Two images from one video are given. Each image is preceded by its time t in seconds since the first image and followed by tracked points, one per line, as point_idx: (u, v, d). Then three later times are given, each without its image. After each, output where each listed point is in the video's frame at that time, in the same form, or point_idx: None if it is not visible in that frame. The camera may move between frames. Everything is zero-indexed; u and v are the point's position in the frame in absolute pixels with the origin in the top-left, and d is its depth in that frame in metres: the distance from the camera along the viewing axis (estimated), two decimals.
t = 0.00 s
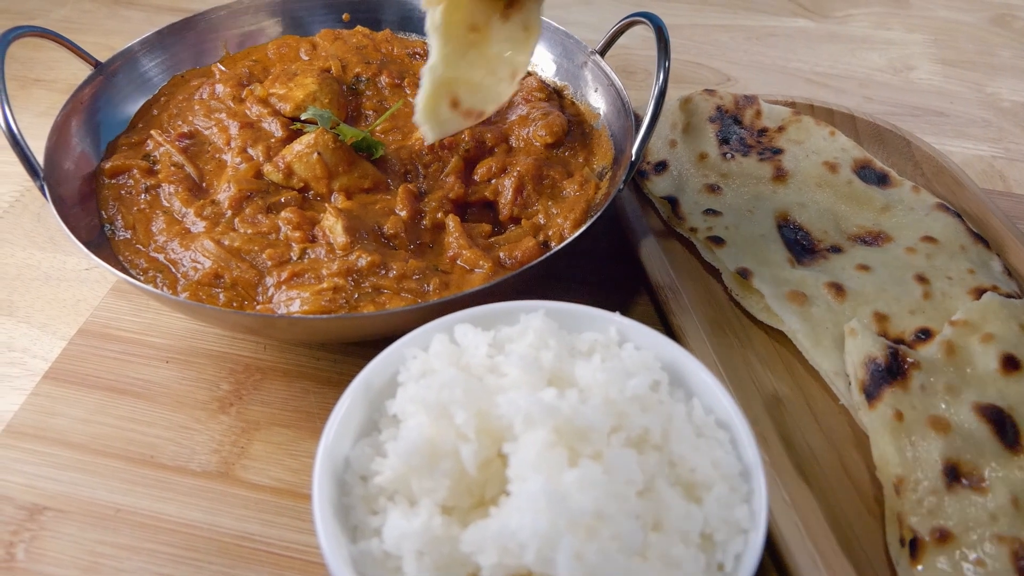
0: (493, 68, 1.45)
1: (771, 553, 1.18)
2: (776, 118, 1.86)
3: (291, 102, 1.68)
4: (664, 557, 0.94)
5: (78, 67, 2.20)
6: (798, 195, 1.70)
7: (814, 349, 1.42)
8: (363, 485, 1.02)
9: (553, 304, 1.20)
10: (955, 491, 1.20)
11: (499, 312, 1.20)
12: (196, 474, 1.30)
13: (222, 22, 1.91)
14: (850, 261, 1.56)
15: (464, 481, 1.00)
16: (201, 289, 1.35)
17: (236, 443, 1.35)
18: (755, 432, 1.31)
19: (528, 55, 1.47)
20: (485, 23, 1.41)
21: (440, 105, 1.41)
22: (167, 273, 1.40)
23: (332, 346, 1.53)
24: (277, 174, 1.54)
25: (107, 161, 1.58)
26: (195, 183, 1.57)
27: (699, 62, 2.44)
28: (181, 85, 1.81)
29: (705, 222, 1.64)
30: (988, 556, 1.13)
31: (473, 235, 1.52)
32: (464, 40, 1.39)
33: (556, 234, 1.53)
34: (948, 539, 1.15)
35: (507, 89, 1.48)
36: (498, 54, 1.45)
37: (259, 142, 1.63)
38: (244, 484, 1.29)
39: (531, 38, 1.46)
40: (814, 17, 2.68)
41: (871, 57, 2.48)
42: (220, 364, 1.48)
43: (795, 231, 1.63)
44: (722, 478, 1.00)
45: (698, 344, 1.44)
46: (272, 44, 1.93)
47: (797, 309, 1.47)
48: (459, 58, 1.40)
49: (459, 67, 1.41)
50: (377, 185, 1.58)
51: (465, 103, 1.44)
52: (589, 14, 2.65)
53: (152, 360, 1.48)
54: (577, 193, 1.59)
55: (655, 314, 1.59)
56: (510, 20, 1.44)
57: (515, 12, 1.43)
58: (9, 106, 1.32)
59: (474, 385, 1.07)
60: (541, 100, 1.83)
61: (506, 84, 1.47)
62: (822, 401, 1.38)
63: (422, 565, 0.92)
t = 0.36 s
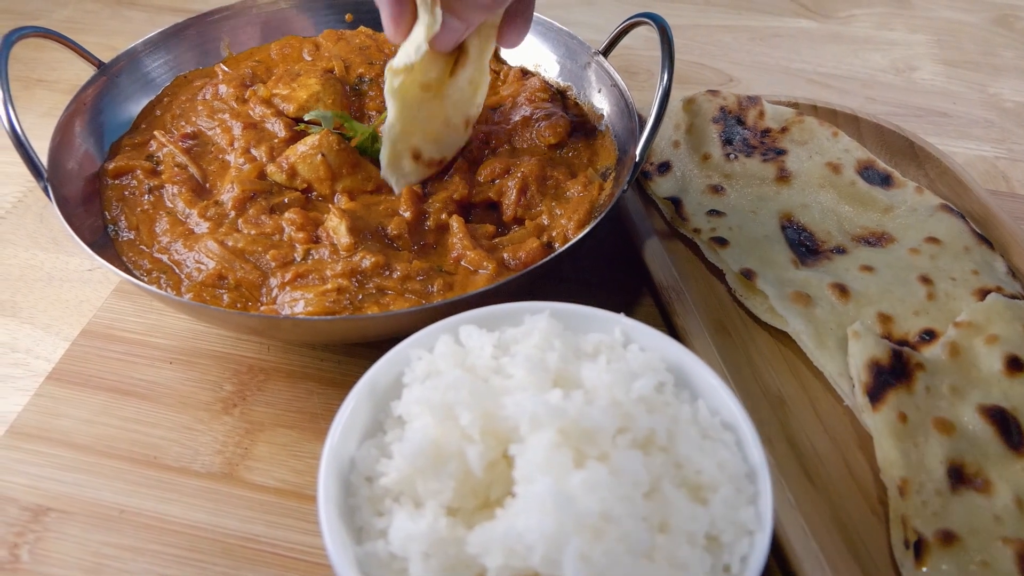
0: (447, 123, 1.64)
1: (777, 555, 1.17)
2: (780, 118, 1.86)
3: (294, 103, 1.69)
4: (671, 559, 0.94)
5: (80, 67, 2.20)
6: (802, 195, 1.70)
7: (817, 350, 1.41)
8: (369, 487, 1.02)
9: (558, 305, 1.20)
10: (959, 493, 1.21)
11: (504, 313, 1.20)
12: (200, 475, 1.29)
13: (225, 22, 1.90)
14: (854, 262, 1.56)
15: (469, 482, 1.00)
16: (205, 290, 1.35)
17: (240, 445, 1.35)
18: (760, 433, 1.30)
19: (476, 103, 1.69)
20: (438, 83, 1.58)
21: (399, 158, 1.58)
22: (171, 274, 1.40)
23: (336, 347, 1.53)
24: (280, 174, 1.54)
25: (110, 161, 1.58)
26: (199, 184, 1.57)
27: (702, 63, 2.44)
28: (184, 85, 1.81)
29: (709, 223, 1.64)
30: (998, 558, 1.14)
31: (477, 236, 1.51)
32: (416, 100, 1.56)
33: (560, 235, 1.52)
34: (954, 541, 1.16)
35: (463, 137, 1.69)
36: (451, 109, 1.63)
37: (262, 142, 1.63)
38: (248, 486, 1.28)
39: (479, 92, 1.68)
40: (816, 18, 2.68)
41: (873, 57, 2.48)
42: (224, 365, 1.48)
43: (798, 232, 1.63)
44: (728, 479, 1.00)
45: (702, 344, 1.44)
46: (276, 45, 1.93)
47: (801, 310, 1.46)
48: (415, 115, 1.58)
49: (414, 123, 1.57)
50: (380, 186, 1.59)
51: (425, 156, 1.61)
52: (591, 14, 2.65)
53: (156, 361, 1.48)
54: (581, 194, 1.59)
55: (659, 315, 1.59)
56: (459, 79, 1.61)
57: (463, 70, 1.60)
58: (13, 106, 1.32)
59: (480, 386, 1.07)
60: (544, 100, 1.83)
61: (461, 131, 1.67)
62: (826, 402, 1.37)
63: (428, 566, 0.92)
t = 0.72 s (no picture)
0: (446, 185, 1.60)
1: (782, 557, 1.17)
2: (783, 118, 1.86)
3: (297, 104, 1.70)
4: (676, 560, 0.93)
5: (82, 67, 2.20)
6: (805, 195, 1.70)
7: (821, 351, 1.41)
8: (374, 488, 1.02)
9: (562, 306, 1.20)
10: (962, 494, 1.21)
11: (509, 314, 1.20)
12: (204, 476, 1.29)
13: (228, 21, 1.90)
14: (858, 263, 1.56)
15: (474, 483, 1.00)
16: (207, 292, 1.35)
17: (244, 445, 1.35)
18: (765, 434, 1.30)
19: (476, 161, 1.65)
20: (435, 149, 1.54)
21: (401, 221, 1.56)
22: (173, 275, 1.40)
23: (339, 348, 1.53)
24: (283, 175, 1.55)
25: (113, 161, 1.58)
26: (202, 184, 1.57)
27: (704, 63, 2.44)
28: (186, 85, 1.82)
29: (712, 223, 1.64)
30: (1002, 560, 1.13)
31: (483, 237, 1.51)
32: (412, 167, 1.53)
33: (564, 238, 1.53)
34: (958, 542, 1.16)
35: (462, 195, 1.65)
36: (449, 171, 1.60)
37: (265, 143, 1.64)
38: (252, 486, 1.28)
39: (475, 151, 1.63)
40: (818, 18, 2.68)
41: (875, 58, 2.48)
42: (227, 366, 1.48)
43: (802, 232, 1.63)
44: (734, 481, 1.00)
45: (706, 345, 1.44)
46: (279, 44, 1.93)
47: (805, 311, 1.46)
48: (415, 181, 1.56)
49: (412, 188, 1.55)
50: (383, 189, 1.58)
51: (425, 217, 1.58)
52: (593, 14, 2.65)
53: (159, 362, 1.48)
54: (586, 196, 1.60)
55: (662, 315, 1.59)
56: (455, 143, 1.57)
57: (456, 134, 1.56)
58: (16, 107, 1.31)
59: (485, 388, 1.07)
60: (548, 102, 1.84)
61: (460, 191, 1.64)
62: (831, 403, 1.37)
63: (433, 567, 0.92)
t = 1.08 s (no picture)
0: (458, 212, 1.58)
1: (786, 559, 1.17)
2: (786, 119, 1.86)
3: (305, 103, 1.70)
4: (683, 561, 0.93)
5: (85, 67, 2.20)
6: (809, 196, 1.70)
7: (826, 352, 1.41)
8: (379, 490, 1.02)
9: (568, 307, 1.20)
10: (968, 496, 1.21)
11: (514, 315, 1.20)
12: (208, 477, 1.29)
13: (242, 18, 1.91)
14: (862, 264, 1.56)
15: (480, 485, 0.99)
16: (199, 286, 1.36)
17: (248, 446, 1.35)
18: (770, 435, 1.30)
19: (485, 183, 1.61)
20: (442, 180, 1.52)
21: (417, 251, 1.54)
22: (168, 269, 1.40)
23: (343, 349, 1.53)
24: (286, 174, 1.56)
25: (119, 155, 1.59)
26: (205, 180, 1.58)
27: (706, 63, 2.43)
28: (199, 81, 1.81)
29: (715, 224, 1.64)
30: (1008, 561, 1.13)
31: (490, 241, 1.52)
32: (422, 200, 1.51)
33: (564, 245, 1.53)
34: (963, 544, 1.15)
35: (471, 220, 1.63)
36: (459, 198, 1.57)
37: (270, 141, 1.65)
38: (255, 488, 1.28)
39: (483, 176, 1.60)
40: (820, 18, 2.68)
41: (878, 58, 2.48)
42: (231, 367, 1.48)
43: (805, 233, 1.63)
44: (739, 482, 0.99)
45: (710, 347, 1.43)
46: (293, 43, 1.93)
47: (810, 312, 1.46)
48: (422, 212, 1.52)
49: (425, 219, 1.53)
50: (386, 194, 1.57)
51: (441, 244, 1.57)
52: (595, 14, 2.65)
53: (162, 363, 1.48)
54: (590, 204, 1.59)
55: (666, 316, 1.59)
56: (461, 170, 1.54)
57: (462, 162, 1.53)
58: (21, 97, 1.31)
59: (491, 389, 1.07)
60: (555, 108, 1.84)
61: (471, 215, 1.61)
62: (835, 404, 1.37)
63: (439, 569, 0.92)
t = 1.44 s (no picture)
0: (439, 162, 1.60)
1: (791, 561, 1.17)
2: (789, 119, 1.86)
3: (313, 101, 1.70)
4: (688, 563, 0.93)
5: (89, 67, 2.20)
6: (812, 197, 1.70)
7: (830, 354, 1.40)
8: (384, 491, 1.01)
9: (573, 308, 1.20)
10: (972, 497, 1.21)
11: (519, 317, 1.19)
12: (212, 478, 1.29)
13: (262, 15, 1.91)
14: (866, 264, 1.56)
15: (485, 487, 0.99)
16: (186, 279, 1.39)
17: (251, 447, 1.34)
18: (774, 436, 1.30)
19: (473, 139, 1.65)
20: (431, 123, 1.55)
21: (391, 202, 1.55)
22: (159, 260, 1.43)
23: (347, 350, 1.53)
24: (285, 171, 1.57)
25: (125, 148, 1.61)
26: (207, 174, 1.59)
27: (708, 64, 2.43)
28: (214, 75, 1.83)
29: (718, 225, 1.64)
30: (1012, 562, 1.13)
31: (469, 250, 1.50)
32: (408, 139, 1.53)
33: (553, 256, 1.51)
34: (969, 545, 1.15)
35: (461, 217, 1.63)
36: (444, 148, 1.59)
37: (274, 138, 1.65)
38: (259, 489, 1.28)
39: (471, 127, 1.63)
40: (822, 19, 2.68)
41: (880, 58, 2.48)
42: (234, 368, 1.48)
43: (809, 234, 1.63)
44: (745, 483, 0.99)
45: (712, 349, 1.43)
46: (310, 41, 1.92)
47: (814, 313, 1.46)
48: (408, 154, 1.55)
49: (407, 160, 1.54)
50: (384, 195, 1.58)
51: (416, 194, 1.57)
52: (598, 15, 2.65)
53: (166, 364, 1.48)
54: (583, 216, 1.57)
55: (667, 316, 1.59)
56: (451, 119, 1.58)
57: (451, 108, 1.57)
58: (27, 86, 1.33)
59: (496, 390, 1.07)
60: (565, 117, 1.82)
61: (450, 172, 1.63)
62: (839, 405, 1.36)
63: (445, 571, 0.92)
